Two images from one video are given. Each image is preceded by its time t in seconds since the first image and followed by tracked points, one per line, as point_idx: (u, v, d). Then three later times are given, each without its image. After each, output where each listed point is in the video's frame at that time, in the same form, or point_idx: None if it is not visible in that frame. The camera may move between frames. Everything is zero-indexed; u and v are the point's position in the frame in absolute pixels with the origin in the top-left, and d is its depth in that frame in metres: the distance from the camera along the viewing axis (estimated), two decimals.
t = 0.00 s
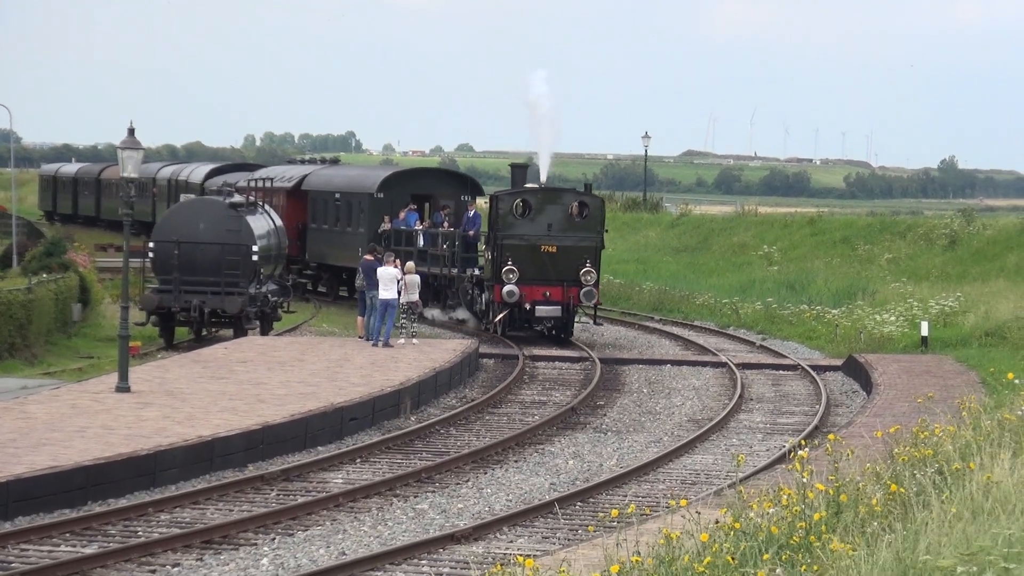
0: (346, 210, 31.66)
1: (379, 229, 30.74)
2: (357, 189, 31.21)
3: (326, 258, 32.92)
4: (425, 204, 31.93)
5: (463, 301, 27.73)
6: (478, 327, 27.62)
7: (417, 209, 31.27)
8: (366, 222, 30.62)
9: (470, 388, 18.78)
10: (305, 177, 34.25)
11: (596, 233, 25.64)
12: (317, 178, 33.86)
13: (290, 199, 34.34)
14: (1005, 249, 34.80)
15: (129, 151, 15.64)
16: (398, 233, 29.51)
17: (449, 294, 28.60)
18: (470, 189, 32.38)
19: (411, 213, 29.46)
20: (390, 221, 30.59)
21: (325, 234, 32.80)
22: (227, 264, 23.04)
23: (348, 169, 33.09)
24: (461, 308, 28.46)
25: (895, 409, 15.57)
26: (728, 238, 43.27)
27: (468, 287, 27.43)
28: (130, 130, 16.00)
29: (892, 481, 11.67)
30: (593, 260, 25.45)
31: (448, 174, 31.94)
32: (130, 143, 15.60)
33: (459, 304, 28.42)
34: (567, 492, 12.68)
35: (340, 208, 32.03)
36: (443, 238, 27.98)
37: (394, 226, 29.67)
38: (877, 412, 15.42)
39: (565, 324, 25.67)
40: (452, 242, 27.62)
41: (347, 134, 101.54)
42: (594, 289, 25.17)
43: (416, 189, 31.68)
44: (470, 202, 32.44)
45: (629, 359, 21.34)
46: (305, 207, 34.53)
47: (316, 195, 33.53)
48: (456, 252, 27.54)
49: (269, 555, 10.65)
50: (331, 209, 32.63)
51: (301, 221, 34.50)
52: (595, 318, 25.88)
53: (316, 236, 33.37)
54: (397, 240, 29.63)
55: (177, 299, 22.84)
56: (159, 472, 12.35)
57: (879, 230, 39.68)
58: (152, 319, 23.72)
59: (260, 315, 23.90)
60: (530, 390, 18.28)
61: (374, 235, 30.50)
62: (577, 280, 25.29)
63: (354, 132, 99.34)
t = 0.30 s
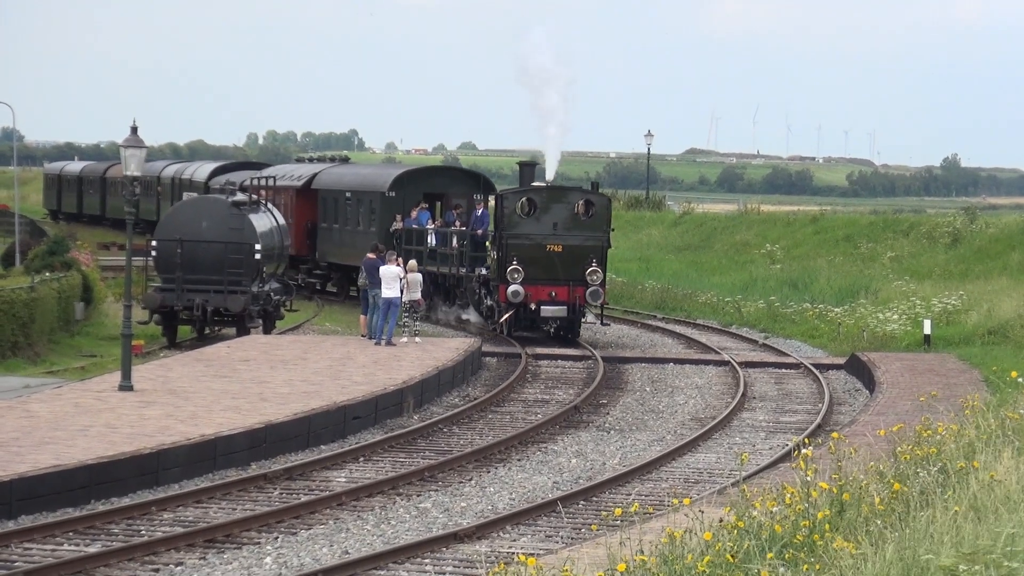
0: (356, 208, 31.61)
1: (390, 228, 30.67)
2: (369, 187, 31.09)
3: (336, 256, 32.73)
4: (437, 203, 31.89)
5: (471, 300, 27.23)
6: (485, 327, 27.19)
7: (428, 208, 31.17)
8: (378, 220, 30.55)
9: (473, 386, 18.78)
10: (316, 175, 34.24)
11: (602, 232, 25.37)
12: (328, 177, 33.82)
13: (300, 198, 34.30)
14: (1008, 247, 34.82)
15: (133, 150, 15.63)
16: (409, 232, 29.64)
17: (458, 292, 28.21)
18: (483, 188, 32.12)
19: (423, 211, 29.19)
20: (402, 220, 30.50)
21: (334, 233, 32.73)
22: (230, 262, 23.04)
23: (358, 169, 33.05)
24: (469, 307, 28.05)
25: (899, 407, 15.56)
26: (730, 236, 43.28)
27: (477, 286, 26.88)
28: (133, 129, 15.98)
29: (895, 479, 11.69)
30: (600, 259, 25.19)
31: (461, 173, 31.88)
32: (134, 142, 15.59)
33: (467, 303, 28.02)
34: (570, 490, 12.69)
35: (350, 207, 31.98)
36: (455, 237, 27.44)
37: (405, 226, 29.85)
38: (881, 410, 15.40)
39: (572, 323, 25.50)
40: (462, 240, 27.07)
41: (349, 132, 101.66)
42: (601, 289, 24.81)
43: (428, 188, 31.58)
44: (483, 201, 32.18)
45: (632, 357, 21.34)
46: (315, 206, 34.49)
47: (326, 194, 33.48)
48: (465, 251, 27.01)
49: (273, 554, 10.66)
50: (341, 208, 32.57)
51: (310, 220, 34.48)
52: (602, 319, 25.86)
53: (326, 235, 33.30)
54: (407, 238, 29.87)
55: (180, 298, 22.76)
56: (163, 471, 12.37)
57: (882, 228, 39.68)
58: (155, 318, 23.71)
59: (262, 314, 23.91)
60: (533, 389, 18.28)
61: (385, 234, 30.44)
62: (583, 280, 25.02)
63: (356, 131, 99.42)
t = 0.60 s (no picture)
0: (364, 210, 31.47)
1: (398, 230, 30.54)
2: (376, 189, 31.03)
3: (343, 258, 32.51)
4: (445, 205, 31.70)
5: (474, 302, 27.10)
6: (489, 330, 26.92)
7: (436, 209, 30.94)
8: (386, 222, 30.41)
9: (472, 388, 18.76)
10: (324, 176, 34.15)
11: (606, 234, 25.24)
12: (335, 179, 33.71)
13: (307, 200, 34.17)
14: (1007, 248, 34.80)
15: (132, 151, 15.57)
16: (415, 233, 29.46)
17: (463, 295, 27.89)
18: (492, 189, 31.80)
19: (431, 213, 29.01)
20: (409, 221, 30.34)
21: (342, 235, 32.59)
22: (230, 263, 23.03)
23: (366, 170, 32.94)
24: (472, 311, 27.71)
25: (898, 408, 15.52)
26: (730, 237, 43.25)
27: (480, 289, 26.70)
28: (132, 130, 15.93)
29: (895, 480, 11.70)
30: (603, 261, 25.02)
31: (469, 175, 31.76)
32: (133, 143, 15.53)
33: (470, 306, 27.71)
34: (569, 491, 12.69)
35: (358, 209, 31.85)
36: (461, 238, 27.21)
37: (412, 227, 29.70)
38: (880, 411, 15.36)
39: (575, 326, 25.43)
40: (467, 242, 26.81)
41: (349, 132, 101.69)
42: (603, 291, 24.79)
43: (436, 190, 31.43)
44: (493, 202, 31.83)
45: (631, 359, 21.32)
46: (322, 208, 34.38)
47: (334, 196, 33.37)
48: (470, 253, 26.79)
49: (272, 555, 10.65)
50: (349, 210, 32.44)
51: (317, 222, 34.36)
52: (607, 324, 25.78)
53: (333, 237, 33.16)
54: (415, 240, 29.62)
55: (179, 300, 22.81)
56: (162, 472, 12.36)
57: (881, 229, 39.65)
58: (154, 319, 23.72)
59: (262, 315, 23.94)
60: (533, 390, 18.27)
61: (393, 236, 30.29)
62: (586, 283, 24.89)
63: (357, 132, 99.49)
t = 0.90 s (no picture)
0: (372, 212, 31.13)
1: (407, 233, 30.22)
2: (385, 191, 30.61)
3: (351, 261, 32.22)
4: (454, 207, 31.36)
5: (479, 306, 26.65)
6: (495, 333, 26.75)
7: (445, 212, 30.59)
8: (394, 225, 30.08)
9: (473, 389, 18.75)
10: (331, 178, 33.82)
11: (610, 236, 24.94)
12: (343, 180, 33.38)
13: (315, 202, 33.85)
14: (1008, 248, 34.83)
15: (133, 153, 15.56)
16: (425, 236, 29.47)
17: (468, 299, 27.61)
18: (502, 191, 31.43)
19: (441, 216, 28.92)
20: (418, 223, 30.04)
21: (350, 237, 32.26)
22: (230, 265, 23.02)
23: (374, 172, 32.58)
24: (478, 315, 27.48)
25: (900, 409, 15.50)
26: (731, 238, 43.27)
27: (485, 292, 26.27)
28: (133, 132, 15.90)
29: (897, 481, 11.71)
30: (607, 263, 24.73)
31: (477, 176, 31.38)
32: (134, 146, 15.51)
33: (476, 310, 27.28)
34: (570, 493, 12.68)
35: (366, 211, 31.51)
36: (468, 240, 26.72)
37: (422, 229, 29.68)
38: (881, 412, 15.33)
39: (580, 330, 25.08)
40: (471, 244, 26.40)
41: (349, 133, 101.84)
42: (608, 294, 24.53)
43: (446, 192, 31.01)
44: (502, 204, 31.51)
45: (632, 360, 21.31)
46: (330, 210, 34.07)
47: (342, 198, 33.05)
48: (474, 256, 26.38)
49: (273, 557, 10.65)
50: (357, 212, 32.11)
51: (325, 225, 34.06)
52: (611, 327, 25.66)
53: (342, 240, 32.82)
54: (423, 242, 29.66)
55: (180, 302, 22.92)
56: (163, 475, 12.36)
57: (882, 230, 39.67)
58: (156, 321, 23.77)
59: (263, 317, 23.97)
60: (533, 391, 18.25)
61: (402, 239, 30.04)
62: (591, 286, 24.57)
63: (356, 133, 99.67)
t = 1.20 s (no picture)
0: (379, 213, 30.88)
1: (414, 234, 30.00)
2: (391, 192, 30.37)
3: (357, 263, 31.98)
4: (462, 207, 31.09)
5: (483, 308, 26.39)
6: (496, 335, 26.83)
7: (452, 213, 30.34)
8: (401, 226, 29.83)
9: (472, 390, 18.76)
10: (338, 179, 33.56)
11: (612, 237, 24.81)
12: (350, 182, 33.13)
13: (322, 203, 33.62)
14: (1007, 247, 34.84)
15: (131, 154, 15.55)
16: (430, 236, 29.22)
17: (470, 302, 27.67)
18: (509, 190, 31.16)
19: (447, 217, 28.56)
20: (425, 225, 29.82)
21: (357, 239, 32.00)
22: (229, 266, 23.03)
23: (380, 173, 32.33)
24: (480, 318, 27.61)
25: (898, 408, 15.48)
26: (730, 238, 43.29)
27: (489, 293, 26.06)
28: (132, 133, 15.90)
29: (896, 481, 11.73)
30: (609, 265, 24.59)
31: (483, 176, 31.18)
32: (131, 147, 15.50)
33: (481, 313, 27.05)
34: (569, 493, 12.68)
35: (373, 212, 31.26)
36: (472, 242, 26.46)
37: (428, 230, 29.39)
38: (881, 411, 15.31)
39: (582, 331, 24.87)
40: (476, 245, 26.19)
41: (348, 134, 101.99)
42: (610, 296, 24.25)
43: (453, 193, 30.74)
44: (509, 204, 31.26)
45: (631, 360, 21.32)
46: (336, 211, 33.84)
47: (349, 199, 32.81)
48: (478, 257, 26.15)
49: (273, 558, 10.66)
50: (364, 213, 31.87)
51: (332, 226, 33.83)
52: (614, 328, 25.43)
53: (349, 241, 32.57)
54: (430, 244, 29.37)
55: (179, 302, 22.91)
56: (162, 475, 12.36)
57: (881, 230, 39.67)
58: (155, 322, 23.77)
59: (262, 317, 23.99)
60: (533, 392, 18.26)
61: (408, 241, 29.86)
62: (592, 287, 24.41)
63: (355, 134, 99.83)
